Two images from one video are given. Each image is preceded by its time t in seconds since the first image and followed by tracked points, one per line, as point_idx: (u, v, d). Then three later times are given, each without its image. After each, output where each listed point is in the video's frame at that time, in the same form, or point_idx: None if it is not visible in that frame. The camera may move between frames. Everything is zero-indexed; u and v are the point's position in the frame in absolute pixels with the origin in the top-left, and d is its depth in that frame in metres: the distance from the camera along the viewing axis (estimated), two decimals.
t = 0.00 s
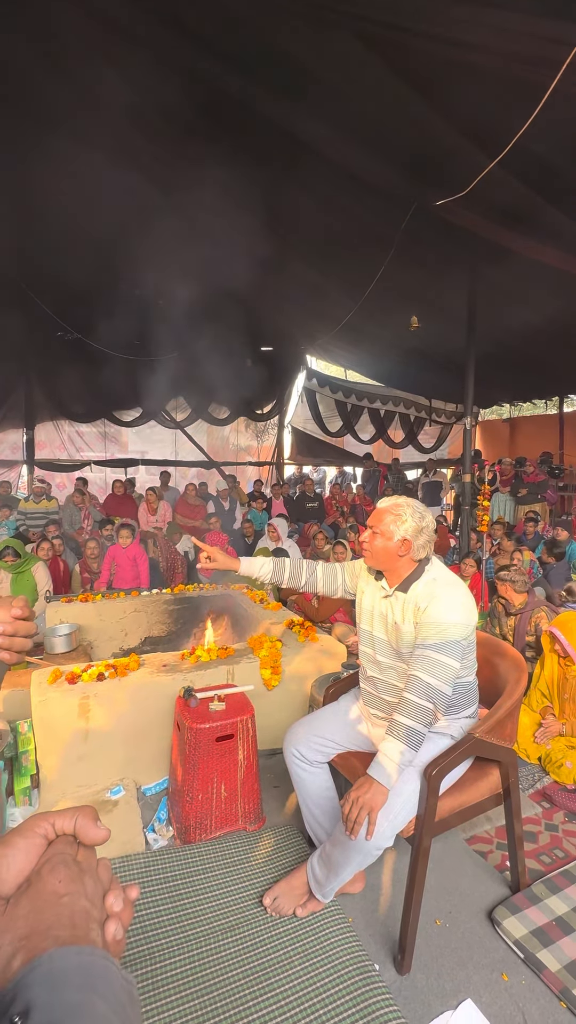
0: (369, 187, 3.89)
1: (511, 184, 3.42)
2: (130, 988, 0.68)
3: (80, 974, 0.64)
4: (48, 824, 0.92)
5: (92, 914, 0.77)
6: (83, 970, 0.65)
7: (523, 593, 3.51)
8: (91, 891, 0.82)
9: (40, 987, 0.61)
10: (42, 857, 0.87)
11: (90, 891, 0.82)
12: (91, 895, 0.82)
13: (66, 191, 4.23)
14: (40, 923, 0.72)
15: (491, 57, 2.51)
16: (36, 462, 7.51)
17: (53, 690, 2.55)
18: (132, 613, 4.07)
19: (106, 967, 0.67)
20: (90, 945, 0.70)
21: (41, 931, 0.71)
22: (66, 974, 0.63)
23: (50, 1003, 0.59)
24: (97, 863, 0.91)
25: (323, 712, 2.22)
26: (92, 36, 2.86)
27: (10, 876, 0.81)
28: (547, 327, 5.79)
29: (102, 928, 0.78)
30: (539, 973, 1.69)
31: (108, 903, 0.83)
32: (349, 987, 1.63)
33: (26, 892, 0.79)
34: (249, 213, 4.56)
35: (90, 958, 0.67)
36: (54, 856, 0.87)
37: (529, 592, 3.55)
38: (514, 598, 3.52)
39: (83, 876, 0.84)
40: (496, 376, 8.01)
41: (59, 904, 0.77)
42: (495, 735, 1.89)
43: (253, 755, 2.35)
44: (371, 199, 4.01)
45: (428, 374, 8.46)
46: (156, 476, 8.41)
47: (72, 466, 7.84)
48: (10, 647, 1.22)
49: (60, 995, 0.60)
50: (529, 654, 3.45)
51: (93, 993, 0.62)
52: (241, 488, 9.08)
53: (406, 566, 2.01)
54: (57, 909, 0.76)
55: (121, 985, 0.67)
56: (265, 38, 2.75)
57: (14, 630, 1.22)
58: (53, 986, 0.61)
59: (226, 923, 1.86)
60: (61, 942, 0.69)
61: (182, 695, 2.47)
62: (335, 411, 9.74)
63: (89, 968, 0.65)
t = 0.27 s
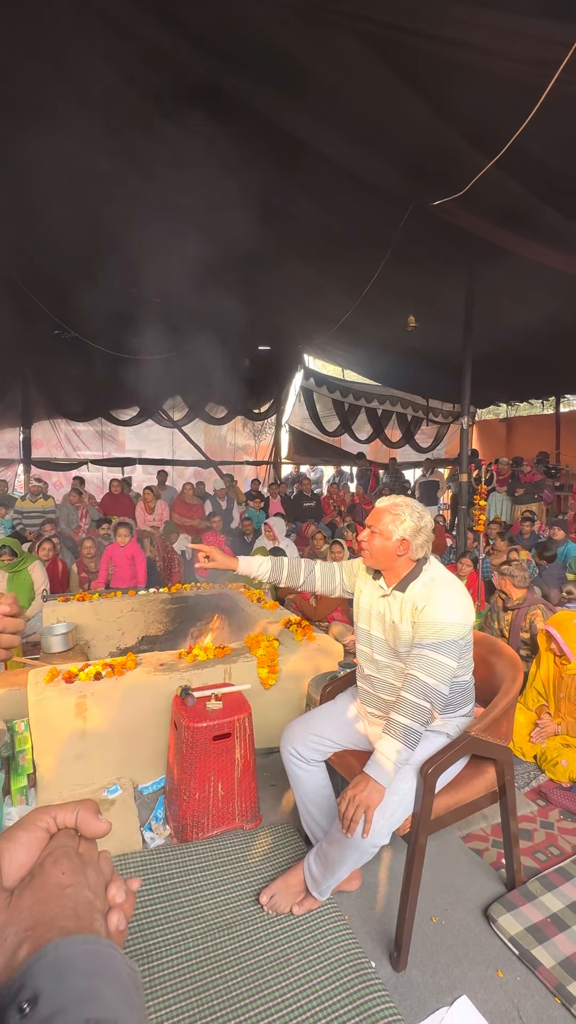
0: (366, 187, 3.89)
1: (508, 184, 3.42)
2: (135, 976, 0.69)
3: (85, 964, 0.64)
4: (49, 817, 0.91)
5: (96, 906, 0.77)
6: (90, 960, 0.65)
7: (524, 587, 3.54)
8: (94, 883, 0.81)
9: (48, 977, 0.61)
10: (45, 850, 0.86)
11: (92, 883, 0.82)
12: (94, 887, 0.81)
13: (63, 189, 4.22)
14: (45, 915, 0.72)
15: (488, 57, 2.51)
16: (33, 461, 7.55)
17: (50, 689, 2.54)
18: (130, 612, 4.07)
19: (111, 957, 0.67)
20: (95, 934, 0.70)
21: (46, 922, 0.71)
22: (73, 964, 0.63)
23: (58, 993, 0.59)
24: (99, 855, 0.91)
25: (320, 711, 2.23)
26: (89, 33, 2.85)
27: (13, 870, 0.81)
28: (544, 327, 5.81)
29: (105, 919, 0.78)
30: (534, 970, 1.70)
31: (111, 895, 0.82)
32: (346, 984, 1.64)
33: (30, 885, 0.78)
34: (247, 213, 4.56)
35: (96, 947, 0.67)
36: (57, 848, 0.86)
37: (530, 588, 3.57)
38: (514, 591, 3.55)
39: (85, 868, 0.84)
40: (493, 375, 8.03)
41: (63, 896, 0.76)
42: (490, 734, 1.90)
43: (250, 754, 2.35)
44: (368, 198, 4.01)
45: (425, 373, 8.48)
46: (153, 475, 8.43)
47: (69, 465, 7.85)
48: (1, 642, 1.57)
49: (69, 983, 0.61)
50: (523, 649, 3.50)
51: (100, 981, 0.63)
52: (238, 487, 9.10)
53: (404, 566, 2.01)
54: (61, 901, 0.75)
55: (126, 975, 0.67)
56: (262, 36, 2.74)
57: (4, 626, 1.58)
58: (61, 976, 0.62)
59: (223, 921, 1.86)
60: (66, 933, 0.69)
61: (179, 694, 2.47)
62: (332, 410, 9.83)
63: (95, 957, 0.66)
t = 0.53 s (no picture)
0: (365, 186, 3.89)
1: (507, 183, 3.42)
2: (140, 963, 0.70)
3: (91, 954, 0.65)
4: (52, 811, 0.91)
5: (100, 897, 0.77)
6: (96, 949, 0.65)
7: (527, 585, 3.53)
8: (98, 874, 0.82)
9: (56, 966, 0.62)
10: (49, 844, 0.87)
11: (96, 875, 0.82)
12: (98, 878, 0.81)
13: (61, 187, 4.21)
14: (51, 906, 0.72)
15: (487, 56, 2.51)
16: (31, 460, 7.54)
17: (48, 688, 2.54)
18: (128, 611, 4.07)
19: (117, 945, 0.68)
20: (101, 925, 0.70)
21: (53, 913, 0.71)
22: (80, 953, 0.64)
23: (66, 982, 0.60)
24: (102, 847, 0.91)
25: (319, 710, 2.23)
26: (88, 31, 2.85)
27: (18, 863, 0.81)
28: (542, 327, 5.81)
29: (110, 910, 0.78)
30: (531, 967, 1.71)
31: (114, 886, 0.82)
32: (344, 982, 1.64)
33: (35, 877, 0.79)
34: (246, 212, 4.55)
35: (102, 937, 0.67)
36: (60, 842, 0.87)
37: (534, 587, 3.55)
38: (516, 587, 3.55)
39: (89, 860, 0.84)
40: (491, 375, 8.04)
41: (68, 888, 0.77)
42: (488, 732, 1.91)
43: (248, 753, 2.36)
44: (367, 197, 4.01)
45: (424, 372, 8.48)
46: (151, 474, 8.42)
47: (67, 464, 7.83)
48: None
49: (76, 972, 0.62)
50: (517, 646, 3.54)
51: (107, 969, 0.63)
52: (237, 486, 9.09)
53: (404, 565, 2.02)
54: (66, 893, 0.76)
55: (132, 963, 0.68)
56: (261, 35, 2.74)
57: None
58: (68, 965, 0.62)
59: (221, 919, 1.87)
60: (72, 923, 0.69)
61: (178, 693, 2.47)
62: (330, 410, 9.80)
63: (102, 946, 0.66)
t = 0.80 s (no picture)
0: (364, 184, 3.89)
1: (507, 182, 3.42)
2: (145, 957, 0.70)
3: (96, 947, 0.65)
4: (56, 807, 0.92)
5: (104, 891, 0.77)
6: (101, 943, 0.65)
7: (527, 583, 3.54)
8: (102, 869, 0.81)
9: (61, 958, 0.62)
10: (53, 839, 0.87)
11: (100, 869, 0.81)
12: (102, 873, 0.81)
13: (59, 184, 4.19)
14: (56, 900, 0.72)
15: (488, 55, 2.51)
16: (27, 457, 7.52)
17: (46, 686, 2.53)
18: (126, 609, 4.07)
19: (121, 939, 0.68)
20: (105, 918, 0.70)
21: (58, 906, 0.71)
22: (85, 945, 0.64)
23: (71, 974, 0.60)
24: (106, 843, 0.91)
25: (318, 707, 2.24)
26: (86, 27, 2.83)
27: (22, 858, 0.82)
28: (540, 326, 5.83)
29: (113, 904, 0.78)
30: (527, 962, 1.72)
31: (117, 881, 0.82)
32: (341, 977, 1.65)
33: (40, 871, 0.79)
34: (244, 209, 4.54)
35: (106, 930, 0.67)
36: (64, 837, 0.87)
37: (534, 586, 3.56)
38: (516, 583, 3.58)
39: (93, 855, 0.84)
40: (489, 374, 8.06)
41: (72, 882, 0.76)
42: (486, 729, 1.91)
43: (246, 750, 2.36)
44: (366, 195, 4.01)
45: (422, 371, 8.48)
46: (149, 471, 8.40)
47: (65, 461, 7.81)
48: None
49: (81, 964, 0.62)
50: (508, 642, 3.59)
51: (111, 963, 0.63)
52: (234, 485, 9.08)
53: (404, 564, 2.02)
54: (70, 886, 0.76)
55: (136, 957, 0.67)
56: (261, 32, 2.73)
57: None
58: (74, 957, 0.62)
59: (220, 916, 1.87)
60: (76, 917, 0.69)
61: (176, 690, 2.48)
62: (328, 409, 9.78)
63: (107, 940, 0.66)
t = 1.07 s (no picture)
0: (365, 183, 3.89)
1: (508, 180, 3.42)
2: (150, 947, 0.70)
3: (103, 936, 0.65)
4: (64, 800, 0.93)
5: (111, 882, 0.77)
6: (108, 931, 0.66)
7: (527, 581, 3.56)
8: (108, 861, 0.82)
9: (70, 945, 0.63)
10: (60, 831, 0.88)
11: (107, 861, 0.82)
12: (109, 864, 0.82)
13: (60, 182, 4.19)
14: (64, 889, 0.73)
15: (489, 53, 2.51)
16: (28, 455, 7.53)
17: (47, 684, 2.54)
18: (126, 607, 4.08)
19: (128, 928, 0.69)
20: (112, 908, 0.71)
21: (66, 895, 0.72)
22: (93, 933, 0.65)
23: (78, 961, 0.61)
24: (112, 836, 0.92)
25: (318, 705, 2.25)
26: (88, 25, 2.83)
27: (31, 849, 0.83)
28: (541, 325, 5.83)
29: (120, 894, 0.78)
30: (526, 959, 1.73)
31: (124, 873, 0.82)
32: (341, 974, 1.66)
33: (48, 861, 0.80)
34: (245, 208, 4.54)
35: (113, 920, 0.68)
36: (72, 829, 0.87)
37: (534, 585, 3.57)
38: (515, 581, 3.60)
39: (100, 847, 0.84)
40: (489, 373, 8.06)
41: (79, 872, 0.77)
42: (486, 727, 1.92)
43: (247, 748, 2.37)
44: (367, 194, 4.01)
45: (422, 370, 8.48)
46: (149, 470, 8.41)
47: (65, 459, 7.81)
48: None
49: (89, 952, 0.62)
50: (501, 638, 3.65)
51: (118, 951, 0.64)
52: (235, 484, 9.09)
53: (406, 564, 2.03)
54: (78, 875, 0.76)
55: (142, 946, 0.68)
56: (263, 30, 2.73)
57: None
58: (82, 944, 0.63)
59: (221, 912, 1.88)
60: (84, 906, 0.70)
61: (177, 688, 2.48)
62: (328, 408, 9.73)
63: (114, 929, 0.67)
